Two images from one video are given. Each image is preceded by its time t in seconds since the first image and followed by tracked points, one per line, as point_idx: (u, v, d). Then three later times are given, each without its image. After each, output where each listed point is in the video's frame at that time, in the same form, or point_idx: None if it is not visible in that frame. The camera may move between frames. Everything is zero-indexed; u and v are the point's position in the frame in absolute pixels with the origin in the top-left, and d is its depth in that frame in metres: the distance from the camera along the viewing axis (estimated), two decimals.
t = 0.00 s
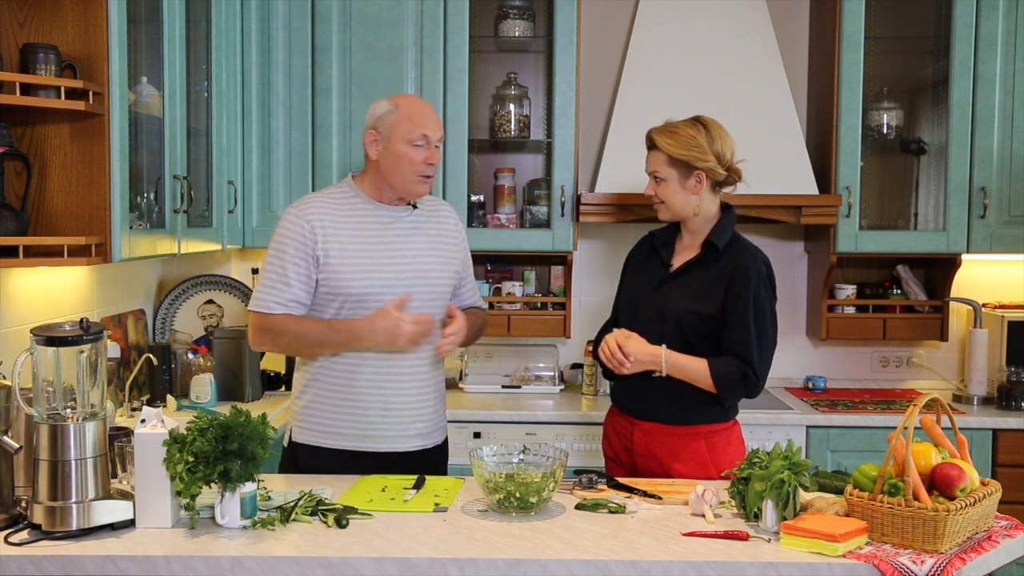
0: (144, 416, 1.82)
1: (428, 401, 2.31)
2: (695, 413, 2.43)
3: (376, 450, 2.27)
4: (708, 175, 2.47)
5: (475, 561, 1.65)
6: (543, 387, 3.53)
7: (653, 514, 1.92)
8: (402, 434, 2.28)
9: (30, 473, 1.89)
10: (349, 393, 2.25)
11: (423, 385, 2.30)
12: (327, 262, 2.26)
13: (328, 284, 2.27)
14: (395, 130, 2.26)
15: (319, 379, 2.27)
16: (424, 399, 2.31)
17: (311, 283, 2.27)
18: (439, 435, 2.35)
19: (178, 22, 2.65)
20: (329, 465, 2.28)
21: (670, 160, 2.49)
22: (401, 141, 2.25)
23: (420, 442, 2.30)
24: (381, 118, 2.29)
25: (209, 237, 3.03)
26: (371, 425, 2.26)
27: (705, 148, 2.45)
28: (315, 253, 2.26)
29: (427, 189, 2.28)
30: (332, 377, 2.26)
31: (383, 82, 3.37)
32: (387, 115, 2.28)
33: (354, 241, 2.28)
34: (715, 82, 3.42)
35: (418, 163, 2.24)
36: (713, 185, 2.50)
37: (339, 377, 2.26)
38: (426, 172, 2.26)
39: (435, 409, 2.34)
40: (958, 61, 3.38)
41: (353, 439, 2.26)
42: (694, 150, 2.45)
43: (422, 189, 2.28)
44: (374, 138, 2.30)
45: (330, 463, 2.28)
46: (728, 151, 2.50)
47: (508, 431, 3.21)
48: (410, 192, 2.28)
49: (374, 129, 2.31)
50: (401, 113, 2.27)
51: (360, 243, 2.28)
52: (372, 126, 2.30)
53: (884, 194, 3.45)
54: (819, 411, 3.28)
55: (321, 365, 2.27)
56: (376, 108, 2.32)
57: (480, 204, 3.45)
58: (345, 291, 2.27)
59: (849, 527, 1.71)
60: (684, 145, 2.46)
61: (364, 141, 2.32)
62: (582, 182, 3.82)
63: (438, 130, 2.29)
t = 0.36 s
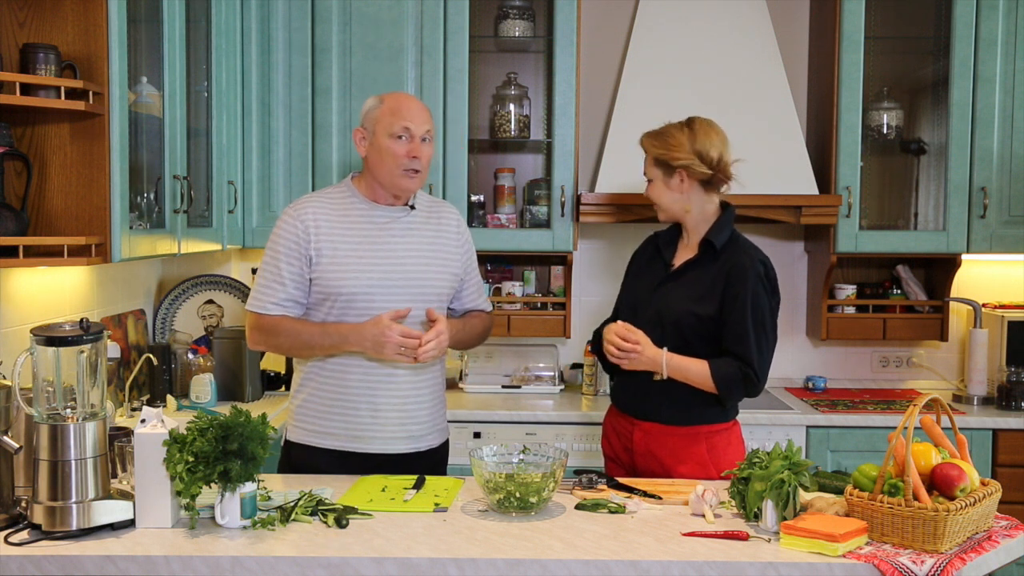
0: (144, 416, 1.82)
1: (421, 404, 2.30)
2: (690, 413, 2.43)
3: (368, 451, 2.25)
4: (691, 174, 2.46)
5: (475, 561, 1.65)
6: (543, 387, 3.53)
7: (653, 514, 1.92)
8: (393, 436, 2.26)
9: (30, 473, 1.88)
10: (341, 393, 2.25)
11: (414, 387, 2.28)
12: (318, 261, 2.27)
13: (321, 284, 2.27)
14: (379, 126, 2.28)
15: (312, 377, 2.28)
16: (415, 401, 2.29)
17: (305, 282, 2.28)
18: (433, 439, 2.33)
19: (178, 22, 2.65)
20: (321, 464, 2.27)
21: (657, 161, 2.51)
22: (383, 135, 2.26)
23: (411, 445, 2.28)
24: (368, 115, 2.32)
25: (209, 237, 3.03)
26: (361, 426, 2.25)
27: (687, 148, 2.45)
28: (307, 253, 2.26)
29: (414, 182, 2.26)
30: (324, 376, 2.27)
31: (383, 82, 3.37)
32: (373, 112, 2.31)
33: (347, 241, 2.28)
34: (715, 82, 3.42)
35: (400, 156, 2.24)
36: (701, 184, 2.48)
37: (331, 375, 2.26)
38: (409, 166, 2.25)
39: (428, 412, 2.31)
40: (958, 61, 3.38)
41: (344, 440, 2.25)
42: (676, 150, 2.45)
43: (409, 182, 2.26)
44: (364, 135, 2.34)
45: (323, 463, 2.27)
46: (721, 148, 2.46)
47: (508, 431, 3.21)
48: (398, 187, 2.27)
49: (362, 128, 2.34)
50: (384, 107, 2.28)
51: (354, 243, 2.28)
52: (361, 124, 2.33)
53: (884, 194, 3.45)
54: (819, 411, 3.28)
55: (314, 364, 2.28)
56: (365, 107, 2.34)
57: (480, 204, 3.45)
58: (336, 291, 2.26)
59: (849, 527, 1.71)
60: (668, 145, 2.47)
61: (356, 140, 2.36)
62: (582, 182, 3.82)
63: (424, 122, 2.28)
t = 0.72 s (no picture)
0: (144, 416, 1.83)
1: (421, 404, 2.29)
2: (689, 412, 2.43)
3: (367, 451, 2.25)
4: (679, 173, 2.47)
5: (475, 562, 1.65)
6: (543, 387, 3.53)
7: (653, 514, 1.92)
8: (391, 436, 2.26)
9: (30, 473, 1.89)
10: (342, 392, 2.25)
11: (415, 387, 2.28)
12: (319, 259, 2.27)
13: (322, 281, 2.27)
14: (385, 115, 2.32)
15: (313, 374, 2.29)
16: (415, 401, 2.28)
17: (304, 280, 2.28)
18: (434, 439, 2.32)
19: (177, 22, 2.65)
20: (322, 464, 2.27)
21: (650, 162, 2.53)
22: (390, 123, 2.30)
23: (411, 445, 2.28)
24: (375, 108, 2.36)
25: (209, 237, 3.03)
26: (361, 425, 2.25)
27: (676, 147, 2.45)
28: (309, 250, 2.26)
29: (418, 169, 2.27)
30: (325, 372, 2.27)
31: (383, 82, 3.37)
32: (380, 104, 2.35)
33: (350, 239, 2.28)
34: (715, 82, 3.42)
35: (405, 141, 2.27)
36: (692, 183, 2.48)
37: (332, 373, 2.26)
38: (416, 152, 2.27)
39: (428, 412, 2.31)
40: (958, 61, 3.38)
41: (343, 438, 2.25)
42: (664, 150, 2.47)
43: (414, 169, 2.27)
44: (370, 127, 2.37)
45: (322, 462, 2.27)
46: (714, 146, 2.45)
47: (508, 431, 3.21)
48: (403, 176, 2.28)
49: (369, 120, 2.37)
50: (392, 98, 2.33)
51: (357, 241, 2.28)
52: (367, 116, 2.37)
53: (884, 194, 3.45)
54: (819, 411, 3.28)
55: (316, 358, 2.28)
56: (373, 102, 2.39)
57: (480, 204, 3.45)
58: (336, 287, 2.27)
59: (849, 527, 1.71)
60: (658, 145, 2.49)
61: (361, 133, 2.39)
62: (582, 182, 3.82)
63: (431, 114, 2.32)
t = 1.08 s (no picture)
0: (144, 416, 1.83)
1: (423, 408, 2.29)
2: (692, 413, 2.43)
3: (367, 453, 2.25)
4: (680, 174, 2.47)
5: (475, 561, 1.65)
6: (543, 387, 3.53)
7: (653, 514, 1.92)
8: (393, 439, 2.26)
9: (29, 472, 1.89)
10: (346, 394, 2.25)
11: (419, 391, 2.28)
12: (331, 260, 2.26)
13: (331, 280, 2.26)
14: (412, 122, 2.28)
15: (318, 374, 2.28)
16: (419, 405, 2.28)
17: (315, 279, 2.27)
18: (433, 443, 2.32)
19: (177, 21, 2.65)
20: (321, 463, 2.27)
21: (652, 163, 2.53)
22: (415, 131, 2.26)
23: (411, 448, 2.28)
24: (403, 112, 2.32)
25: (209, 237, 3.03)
26: (364, 427, 2.24)
27: (676, 147, 2.46)
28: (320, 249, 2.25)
29: (433, 184, 2.25)
30: (330, 374, 2.26)
31: (383, 82, 3.37)
32: (409, 109, 2.31)
33: (361, 240, 2.27)
34: (715, 82, 3.42)
35: (426, 155, 2.23)
36: (693, 184, 2.48)
37: (337, 374, 2.25)
38: (433, 167, 2.24)
39: (431, 416, 2.31)
40: (959, 61, 3.38)
41: (345, 440, 2.25)
42: (664, 150, 2.48)
43: (427, 182, 2.24)
44: (393, 130, 2.33)
45: (322, 462, 2.27)
46: (715, 146, 2.46)
47: (508, 431, 3.21)
48: (415, 186, 2.25)
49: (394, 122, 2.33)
50: (421, 106, 2.29)
51: (367, 243, 2.27)
52: (394, 117, 2.33)
53: (884, 194, 3.45)
54: (819, 411, 3.28)
55: (321, 359, 2.27)
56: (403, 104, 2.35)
57: (480, 204, 3.45)
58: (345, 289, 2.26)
59: (849, 527, 1.71)
60: (659, 146, 2.50)
61: (384, 133, 2.35)
62: (583, 182, 3.82)
63: (456, 130, 2.29)
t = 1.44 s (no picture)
0: (144, 415, 1.83)
1: (423, 412, 2.29)
2: (691, 413, 2.43)
3: (365, 455, 2.25)
4: (681, 174, 2.47)
5: (474, 561, 1.65)
6: (543, 387, 3.53)
7: (653, 513, 1.92)
8: (393, 443, 2.26)
9: (29, 472, 1.89)
10: (347, 396, 2.24)
11: (419, 395, 2.28)
12: (340, 263, 2.25)
13: (336, 282, 2.26)
14: (424, 131, 2.27)
15: (318, 376, 2.27)
16: (419, 410, 2.29)
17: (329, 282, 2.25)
18: (430, 447, 2.33)
19: (177, 22, 2.65)
20: (319, 463, 2.27)
21: (652, 163, 2.53)
22: (425, 141, 2.26)
23: (408, 452, 2.29)
24: (416, 119, 2.31)
25: (209, 237, 3.03)
26: (364, 430, 2.24)
27: (676, 147, 2.46)
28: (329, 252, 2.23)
29: (441, 196, 2.24)
30: (332, 376, 2.25)
31: (383, 81, 3.37)
32: (422, 116, 2.30)
33: (367, 243, 2.26)
34: (715, 83, 3.43)
35: (435, 167, 2.23)
36: (695, 184, 2.48)
37: (338, 377, 2.24)
38: (442, 177, 2.24)
39: (430, 420, 2.32)
40: (959, 61, 3.38)
41: (344, 442, 2.25)
42: (665, 150, 2.48)
43: (435, 192, 2.24)
44: (405, 137, 2.33)
45: (321, 463, 2.27)
46: (715, 147, 2.46)
47: (508, 431, 3.21)
48: (422, 195, 2.26)
49: (406, 128, 2.32)
50: (434, 115, 2.28)
51: (373, 245, 2.27)
52: (406, 123, 2.32)
53: (884, 195, 3.45)
54: (819, 411, 3.28)
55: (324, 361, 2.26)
56: (416, 110, 2.34)
57: (480, 204, 3.45)
58: (349, 292, 2.25)
59: (849, 527, 1.71)
60: (659, 146, 2.50)
61: (395, 140, 2.34)
62: (582, 182, 3.82)
63: (467, 141, 2.27)
